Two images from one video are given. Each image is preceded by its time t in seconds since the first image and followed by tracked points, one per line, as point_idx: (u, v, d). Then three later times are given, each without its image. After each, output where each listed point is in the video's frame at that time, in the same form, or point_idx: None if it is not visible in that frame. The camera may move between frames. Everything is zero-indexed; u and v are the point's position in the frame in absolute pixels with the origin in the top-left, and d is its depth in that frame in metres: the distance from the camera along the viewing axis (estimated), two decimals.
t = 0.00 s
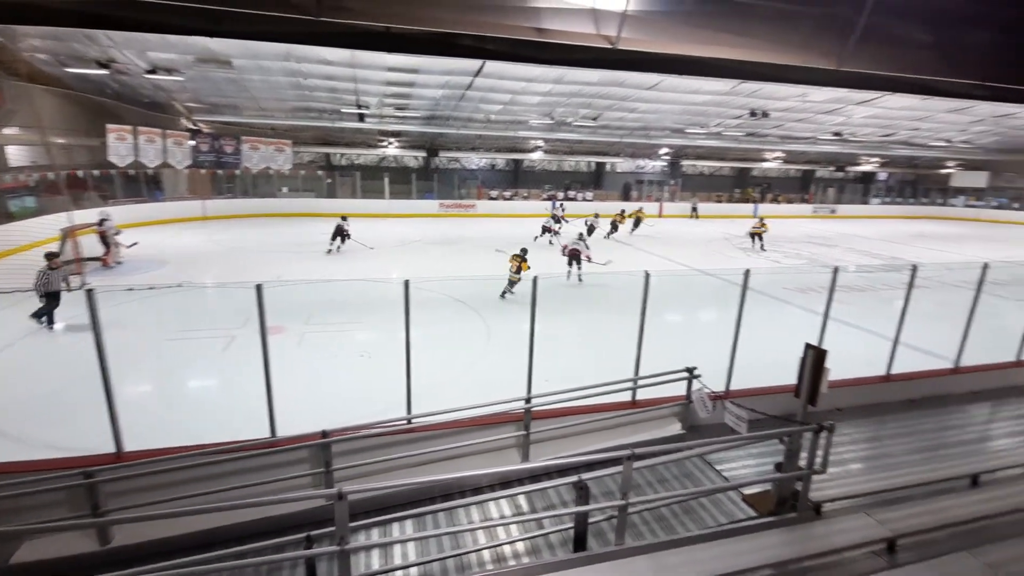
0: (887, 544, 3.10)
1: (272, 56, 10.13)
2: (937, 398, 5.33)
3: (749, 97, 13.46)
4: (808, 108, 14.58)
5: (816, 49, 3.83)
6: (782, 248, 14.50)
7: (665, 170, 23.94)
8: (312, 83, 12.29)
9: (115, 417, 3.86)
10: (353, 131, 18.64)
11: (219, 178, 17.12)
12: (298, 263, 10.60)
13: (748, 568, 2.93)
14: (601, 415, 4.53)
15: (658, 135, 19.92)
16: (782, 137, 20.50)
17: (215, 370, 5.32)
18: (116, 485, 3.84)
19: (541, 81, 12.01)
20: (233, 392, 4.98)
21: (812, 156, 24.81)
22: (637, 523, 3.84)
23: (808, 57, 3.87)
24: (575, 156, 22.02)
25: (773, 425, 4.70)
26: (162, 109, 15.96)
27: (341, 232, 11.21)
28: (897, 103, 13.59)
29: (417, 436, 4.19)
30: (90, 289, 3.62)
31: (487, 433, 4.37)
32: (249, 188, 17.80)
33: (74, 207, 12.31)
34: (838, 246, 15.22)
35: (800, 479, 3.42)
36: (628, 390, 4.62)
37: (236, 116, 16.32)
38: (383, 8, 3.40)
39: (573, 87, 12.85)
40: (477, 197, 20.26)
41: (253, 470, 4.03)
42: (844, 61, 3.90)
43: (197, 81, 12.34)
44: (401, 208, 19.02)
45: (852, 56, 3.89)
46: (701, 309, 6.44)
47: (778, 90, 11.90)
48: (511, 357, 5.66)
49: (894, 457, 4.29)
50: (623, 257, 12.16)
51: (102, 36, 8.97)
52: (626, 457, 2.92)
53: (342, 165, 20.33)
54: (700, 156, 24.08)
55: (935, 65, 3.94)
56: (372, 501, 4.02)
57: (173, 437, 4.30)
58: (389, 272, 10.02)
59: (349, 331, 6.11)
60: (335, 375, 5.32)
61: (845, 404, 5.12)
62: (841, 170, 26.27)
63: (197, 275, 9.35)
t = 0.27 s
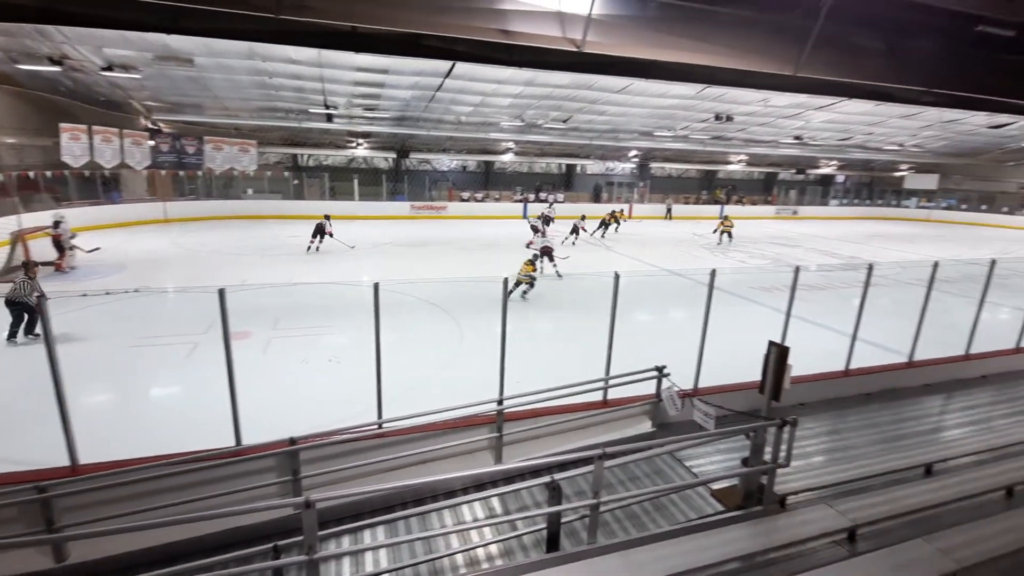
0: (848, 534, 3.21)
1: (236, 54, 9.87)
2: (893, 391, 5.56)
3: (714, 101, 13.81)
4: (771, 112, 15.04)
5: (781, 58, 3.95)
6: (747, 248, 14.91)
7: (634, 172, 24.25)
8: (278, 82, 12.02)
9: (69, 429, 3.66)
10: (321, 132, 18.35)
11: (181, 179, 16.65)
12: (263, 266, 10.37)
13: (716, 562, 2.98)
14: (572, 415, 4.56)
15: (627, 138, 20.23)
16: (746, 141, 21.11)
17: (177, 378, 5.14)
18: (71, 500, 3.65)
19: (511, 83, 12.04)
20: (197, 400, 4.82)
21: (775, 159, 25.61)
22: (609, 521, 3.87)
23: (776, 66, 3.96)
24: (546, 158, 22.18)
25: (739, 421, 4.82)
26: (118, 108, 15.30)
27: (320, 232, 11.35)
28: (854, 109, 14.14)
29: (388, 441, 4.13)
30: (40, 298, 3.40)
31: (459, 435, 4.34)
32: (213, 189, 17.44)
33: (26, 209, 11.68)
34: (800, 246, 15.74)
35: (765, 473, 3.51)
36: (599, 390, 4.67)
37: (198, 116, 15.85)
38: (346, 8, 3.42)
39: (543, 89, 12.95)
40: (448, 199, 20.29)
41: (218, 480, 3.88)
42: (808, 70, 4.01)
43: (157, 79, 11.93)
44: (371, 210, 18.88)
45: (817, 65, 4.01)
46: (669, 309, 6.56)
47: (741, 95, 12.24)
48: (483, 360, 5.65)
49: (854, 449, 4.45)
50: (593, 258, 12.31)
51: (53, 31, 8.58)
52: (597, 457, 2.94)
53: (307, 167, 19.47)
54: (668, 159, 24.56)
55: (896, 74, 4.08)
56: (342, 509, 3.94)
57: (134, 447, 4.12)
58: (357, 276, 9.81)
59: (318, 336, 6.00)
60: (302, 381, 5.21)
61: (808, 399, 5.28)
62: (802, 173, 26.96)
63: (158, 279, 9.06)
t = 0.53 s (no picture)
0: (823, 528, 3.27)
1: (208, 54, 9.69)
2: (864, 387, 5.71)
3: (690, 104, 14.03)
4: (745, 115, 15.34)
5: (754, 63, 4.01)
6: (723, 248, 15.19)
7: (613, 173, 24.35)
8: (253, 83, 11.82)
9: (36, 440, 3.52)
10: (297, 133, 18.11)
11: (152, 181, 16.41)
12: (238, 270, 10.19)
13: (696, 559, 3.00)
14: (553, 416, 4.58)
15: (605, 140, 20.41)
16: (722, 143, 21.50)
17: (148, 385, 5.01)
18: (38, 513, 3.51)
19: (490, 84, 12.06)
20: (171, 408, 4.70)
21: (749, 160, 26.14)
22: (591, 521, 3.89)
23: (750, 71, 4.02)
24: (525, 159, 22.27)
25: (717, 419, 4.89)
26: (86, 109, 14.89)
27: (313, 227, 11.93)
28: (824, 112, 14.51)
29: (368, 446, 4.08)
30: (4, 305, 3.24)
31: (440, 439, 4.31)
32: (185, 192, 17.21)
33: None
34: (774, 246, 16.09)
35: (743, 469, 3.56)
36: (580, 391, 4.70)
37: (169, 116, 15.50)
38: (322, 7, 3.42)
39: (521, 91, 13.01)
40: (427, 201, 20.30)
41: (191, 489, 3.77)
42: (781, 74, 4.09)
43: (127, 79, 11.65)
44: (348, 211, 18.91)
45: (789, 69, 4.08)
46: (647, 309, 6.63)
47: (716, 97, 12.46)
48: (464, 362, 5.64)
49: (828, 444, 4.55)
50: (572, 259, 12.40)
51: (17, 29, 8.31)
52: (578, 457, 2.94)
53: (282, 169, 18.57)
54: (646, 161, 24.86)
55: (865, 79, 4.18)
56: (322, 516, 3.87)
57: (104, 458, 3.99)
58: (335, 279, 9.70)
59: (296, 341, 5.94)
60: (280, 387, 5.12)
61: (783, 395, 5.39)
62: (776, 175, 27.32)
63: (127, 284, 8.84)
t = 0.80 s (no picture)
0: (794, 520, 3.36)
1: (175, 53, 9.46)
2: (833, 382, 5.87)
3: (664, 106, 14.26)
4: (717, 118, 15.66)
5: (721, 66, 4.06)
6: (697, 248, 15.47)
7: (589, 175, 24.50)
8: (222, 82, 11.57)
9: None
10: (268, 134, 17.78)
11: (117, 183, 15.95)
12: (207, 274, 9.92)
13: (673, 555, 3.02)
14: (531, 417, 4.61)
15: (581, 142, 20.58)
16: (694, 145, 21.91)
17: (114, 393, 4.86)
18: None
19: (466, 86, 12.04)
20: (138, 418, 4.54)
21: (721, 162, 26.70)
22: (569, 521, 3.89)
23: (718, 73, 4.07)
24: (502, 161, 22.32)
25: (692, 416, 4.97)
26: (46, 108, 14.36)
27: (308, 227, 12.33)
28: (792, 115, 14.91)
29: (343, 452, 4.02)
30: None
31: (417, 442, 4.27)
32: (152, 195, 16.77)
33: None
34: (746, 246, 16.47)
35: (717, 466, 3.62)
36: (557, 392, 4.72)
37: (134, 116, 15.04)
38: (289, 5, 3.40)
39: (497, 93, 13.04)
40: (404, 203, 20.10)
41: (158, 500, 3.62)
42: (749, 78, 4.13)
43: (90, 77, 11.27)
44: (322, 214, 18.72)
45: (757, 72, 4.13)
46: (623, 309, 6.73)
47: (689, 100, 12.69)
48: (442, 365, 5.61)
49: (799, 438, 4.66)
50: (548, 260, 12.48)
51: None
52: (555, 457, 2.94)
53: (254, 170, 18.44)
54: (621, 162, 25.16)
55: (829, 83, 4.26)
56: (296, 524, 3.77)
57: (66, 470, 3.82)
58: (309, 282, 9.54)
59: (270, 346, 5.84)
60: (252, 394, 5.01)
61: (755, 392, 5.50)
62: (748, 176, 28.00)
63: (90, 289, 8.56)
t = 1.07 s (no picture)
0: (769, 514, 3.42)
1: (142, 52, 9.23)
2: (806, 378, 6.01)
3: (639, 108, 14.44)
4: (691, 120, 15.94)
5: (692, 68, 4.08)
6: (674, 248, 15.70)
7: (566, 176, 24.63)
8: (192, 83, 11.32)
9: None
10: (241, 135, 17.44)
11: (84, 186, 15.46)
12: (176, 279, 9.67)
13: (653, 552, 3.04)
14: (512, 418, 4.61)
15: (558, 144, 20.69)
16: (670, 146, 22.25)
17: (83, 404, 4.69)
18: None
19: (442, 87, 12.01)
20: (105, 427, 4.40)
21: (696, 164, 27.15)
22: (549, 522, 3.90)
23: (689, 76, 4.09)
24: (480, 162, 22.32)
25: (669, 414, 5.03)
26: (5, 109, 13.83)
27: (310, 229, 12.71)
28: (764, 117, 15.26)
29: (320, 458, 3.94)
30: None
31: (396, 446, 4.22)
32: (120, 198, 16.26)
33: None
34: (721, 245, 16.78)
35: (694, 463, 3.66)
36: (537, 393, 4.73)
37: (100, 117, 14.59)
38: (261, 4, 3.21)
39: (474, 95, 13.04)
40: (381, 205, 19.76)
41: (128, 512, 3.46)
42: (720, 80, 4.17)
43: (53, 77, 10.91)
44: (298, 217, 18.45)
45: (726, 75, 4.17)
46: (604, 311, 6.83)
47: (664, 102, 12.88)
48: (421, 368, 5.58)
49: (774, 433, 4.75)
50: (526, 261, 12.52)
51: None
52: (535, 458, 2.93)
53: (227, 172, 18.05)
54: (599, 164, 25.38)
55: (798, 84, 4.32)
56: (273, 532, 3.69)
57: (28, 484, 3.66)
58: (283, 286, 9.41)
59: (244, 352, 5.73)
60: (225, 401, 4.89)
61: (731, 389, 5.59)
62: (722, 177, 28.53)
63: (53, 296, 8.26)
